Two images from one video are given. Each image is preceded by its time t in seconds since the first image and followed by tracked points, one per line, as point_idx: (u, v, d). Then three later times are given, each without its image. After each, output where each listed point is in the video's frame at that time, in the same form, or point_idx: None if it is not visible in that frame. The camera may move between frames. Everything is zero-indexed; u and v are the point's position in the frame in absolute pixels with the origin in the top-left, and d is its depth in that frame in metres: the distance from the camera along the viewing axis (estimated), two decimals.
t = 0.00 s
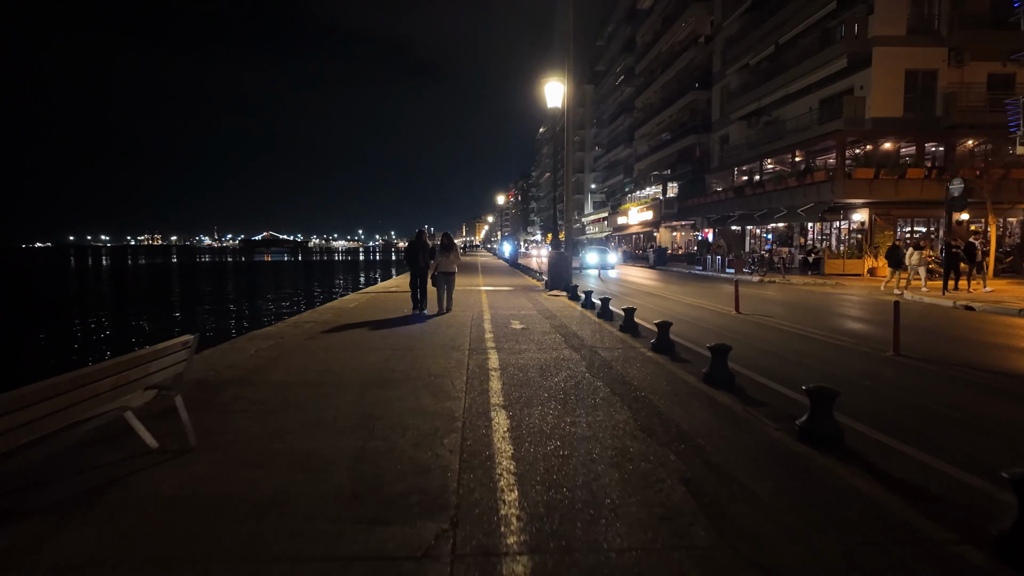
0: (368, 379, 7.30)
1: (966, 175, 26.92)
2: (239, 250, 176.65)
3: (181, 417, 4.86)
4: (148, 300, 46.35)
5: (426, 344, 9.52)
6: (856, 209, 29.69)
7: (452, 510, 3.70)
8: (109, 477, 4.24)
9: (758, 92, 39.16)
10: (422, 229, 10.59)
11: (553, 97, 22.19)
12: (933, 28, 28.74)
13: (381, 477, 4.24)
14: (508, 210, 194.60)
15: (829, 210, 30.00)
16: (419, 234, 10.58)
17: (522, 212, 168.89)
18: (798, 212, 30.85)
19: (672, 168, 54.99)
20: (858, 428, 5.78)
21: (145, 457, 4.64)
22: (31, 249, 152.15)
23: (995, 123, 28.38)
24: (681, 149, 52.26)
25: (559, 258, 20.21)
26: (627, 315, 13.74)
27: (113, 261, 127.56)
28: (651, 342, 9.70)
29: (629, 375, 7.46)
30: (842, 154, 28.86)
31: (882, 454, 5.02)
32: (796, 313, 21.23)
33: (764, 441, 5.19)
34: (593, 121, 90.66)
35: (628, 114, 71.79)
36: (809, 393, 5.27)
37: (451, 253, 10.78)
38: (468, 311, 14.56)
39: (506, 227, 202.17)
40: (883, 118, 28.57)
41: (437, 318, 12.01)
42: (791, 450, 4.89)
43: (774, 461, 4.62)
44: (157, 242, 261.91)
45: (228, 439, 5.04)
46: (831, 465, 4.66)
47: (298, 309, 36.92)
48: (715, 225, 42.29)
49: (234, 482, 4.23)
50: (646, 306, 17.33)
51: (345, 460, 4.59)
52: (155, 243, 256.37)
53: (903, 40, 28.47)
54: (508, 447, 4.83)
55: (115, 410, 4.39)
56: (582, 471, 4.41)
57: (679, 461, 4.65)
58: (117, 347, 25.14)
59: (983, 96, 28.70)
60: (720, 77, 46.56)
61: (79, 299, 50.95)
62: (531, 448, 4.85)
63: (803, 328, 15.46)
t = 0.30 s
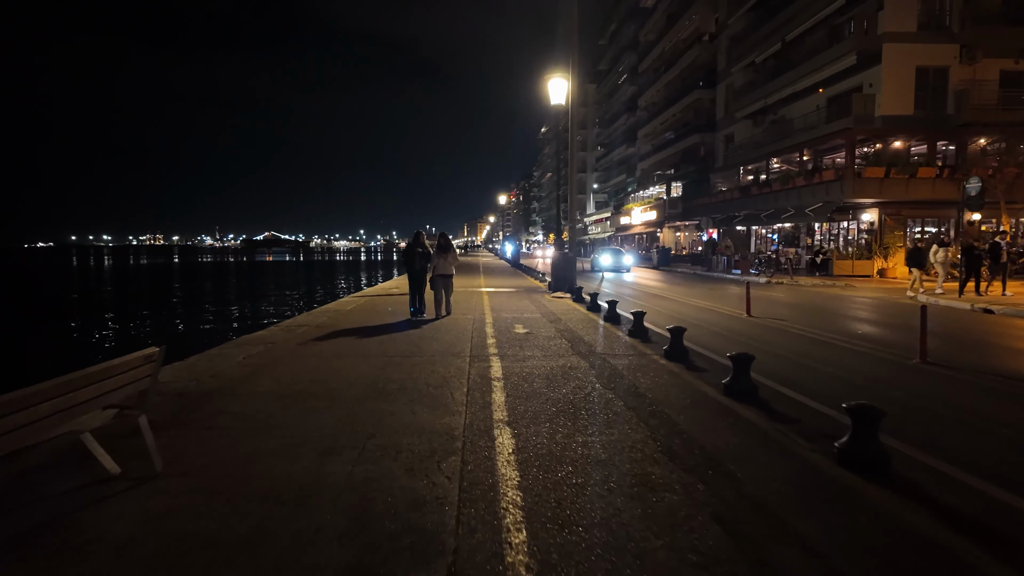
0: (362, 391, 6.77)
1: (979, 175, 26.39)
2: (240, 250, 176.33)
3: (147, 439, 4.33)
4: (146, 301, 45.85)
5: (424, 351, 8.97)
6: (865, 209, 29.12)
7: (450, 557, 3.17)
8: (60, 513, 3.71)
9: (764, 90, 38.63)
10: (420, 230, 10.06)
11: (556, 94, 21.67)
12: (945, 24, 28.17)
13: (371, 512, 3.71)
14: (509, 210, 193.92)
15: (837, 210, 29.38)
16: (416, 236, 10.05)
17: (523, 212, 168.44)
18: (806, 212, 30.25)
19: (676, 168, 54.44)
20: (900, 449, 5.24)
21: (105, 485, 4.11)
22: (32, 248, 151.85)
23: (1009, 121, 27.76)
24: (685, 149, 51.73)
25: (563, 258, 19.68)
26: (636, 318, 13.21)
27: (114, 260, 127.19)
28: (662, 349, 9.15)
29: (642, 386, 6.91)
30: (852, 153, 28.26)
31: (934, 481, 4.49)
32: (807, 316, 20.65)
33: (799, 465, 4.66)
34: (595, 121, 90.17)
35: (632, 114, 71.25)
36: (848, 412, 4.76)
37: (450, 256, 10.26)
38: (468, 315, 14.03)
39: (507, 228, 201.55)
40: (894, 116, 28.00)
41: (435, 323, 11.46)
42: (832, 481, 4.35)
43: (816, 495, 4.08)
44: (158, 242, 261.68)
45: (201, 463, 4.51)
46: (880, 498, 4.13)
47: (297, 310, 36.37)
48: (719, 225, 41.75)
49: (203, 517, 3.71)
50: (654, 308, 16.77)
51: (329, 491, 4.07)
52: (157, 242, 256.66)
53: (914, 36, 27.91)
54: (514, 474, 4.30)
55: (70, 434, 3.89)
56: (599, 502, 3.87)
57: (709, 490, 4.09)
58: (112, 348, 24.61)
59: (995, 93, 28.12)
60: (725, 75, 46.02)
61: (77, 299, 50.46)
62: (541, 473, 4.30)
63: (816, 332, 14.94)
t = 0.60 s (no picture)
0: (354, 407, 6.25)
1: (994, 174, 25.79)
2: (244, 250, 176.20)
3: (108, 470, 3.81)
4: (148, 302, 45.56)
5: (422, 360, 8.45)
6: (875, 209, 28.49)
7: None
8: None
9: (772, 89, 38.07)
10: (417, 231, 9.58)
11: (561, 91, 21.17)
12: (958, 20, 27.60)
13: (357, 561, 3.21)
14: (512, 211, 193.57)
15: (847, 210, 28.76)
16: (412, 236, 9.57)
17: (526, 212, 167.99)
18: (815, 212, 29.65)
19: (681, 168, 53.91)
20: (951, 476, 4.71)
21: (56, 524, 3.60)
22: (37, 248, 152.11)
23: None
24: (690, 148, 51.21)
25: (569, 260, 19.17)
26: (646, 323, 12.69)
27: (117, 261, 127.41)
28: (676, 359, 8.61)
29: (658, 403, 6.39)
30: (863, 152, 27.69)
31: (997, 516, 3.97)
32: (817, 318, 20.15)
33: (843, 498, 4.13)
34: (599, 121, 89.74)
35: (636, 113, 70.75)
36: (897, 438, 4.23)
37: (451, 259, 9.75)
38: (470, 319, 13.52)
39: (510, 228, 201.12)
40: (905, 114, 27.42)
41: (434, 330, 10.93)
42: (883, 519, 3.83)
43: (867, 537, 3.57)
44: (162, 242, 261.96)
45: (166, 497, 4.00)
46: (944, 542, 3.59)
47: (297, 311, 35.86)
48: (725, 226, 41.20)
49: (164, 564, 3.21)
50: (663, 312, 16.21)
51: (312, 531, 3.56)
52: (160, 243, 256.91)
53: (927, 32, 27.33)
54: (524, 511, 3.79)
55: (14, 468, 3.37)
56: (622, 547, 3.36)
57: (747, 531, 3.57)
58: (110, 350, 24.20)
59: (1010, 91, 27.50)
60: (731, 74, 45.49)
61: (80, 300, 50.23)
62: (553, 510, 3.79)
63: (830, 336, 14.39)
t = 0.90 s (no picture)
0: (340, 419, 5.72)
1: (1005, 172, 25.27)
2: (244, 250, 175.84)
3: (43, 500, 3.31)
4: (145, 302, 45.04)
5: (416, 367, 7.89)
6: (883, 208, 27.90)
7: None
8: None
9: (776, 87, 37.62)
10: (413, 229, 9.07)
11: (563, 87, 20.69)
12: (967, 16, 27.11)
13: None
14: (513, 212, 193.36)
15: (854, 209, 28.19)
16: (408, 235, 9.06)
17: (528, 213, 167.59)
18: (821, 212, 29.12)
19: (683, 167, 53.42)
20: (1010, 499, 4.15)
21: None
22: (37, 249, 151.88)
23: None
24: (693, 148, 50.71)
25: (571, 260, 18.65)
26: (652, 326, 12.14)
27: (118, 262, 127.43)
28: (689, 365, 8.07)
29: (673, 415, 5.86)
30: (872, 150, 27.14)
31: None
32: (822, 319, 19.65)
33: (892, 530, 3.59)
34: (600, 121, 89.35)
35: (637, 113, 70.26)
36: (955, 459, 3.64)
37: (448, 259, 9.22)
38: (470, 322, 13.00)
39: (511, 229, 200.82)
40: (913, 111, 26.92)
41: (430, 334, 10.39)
42: (942, 557, 3.30)
43: None
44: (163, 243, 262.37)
45: (110, 531, 3.47)
46: None
47: (296, 312, 35.37)
48: (728, 225, 40.75)
49: None
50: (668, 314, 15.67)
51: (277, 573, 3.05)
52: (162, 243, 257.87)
53: (935, 28, 26.85)
54: (525, 546, 3.29)
55: None
56: None
57: None
58: (102, 351, 23.66)
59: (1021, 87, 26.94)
60: (734, 72, 45.02)
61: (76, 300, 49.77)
62: (561, 547, 3.28)
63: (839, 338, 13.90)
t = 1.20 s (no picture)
0: (329, 442, 5.20)
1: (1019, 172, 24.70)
2: (246, 250, 175.62)
3: None
4: (145, 302, 44.62)
5: (414, 379, 7.36)
6: (894, 208, 27.34)
7: None
8: None
9: (783, 85, 37.03)
10: (411, 230, 8.54)
11: (567, 84, 20.13)
12: (979, 12, 26.53)
13: None
14: (515, 212, 192.81)
15: (864, 209, 27.62)
16: (405, 235, 8.53)
17: (530, 213, 166.94)
18: (829, 212, 28.55)
19: (687, 167, 52.86)
20: None
21: None
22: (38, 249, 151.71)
23: None
24: (697, 147, 50.12)
25: (576, 262, 18.10)
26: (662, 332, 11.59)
27: (118, 262, 126.86)
28: (705, 377, 7.53)
29: (694, 437, 5.33)
30: (882, 149, 26.59)
31: None
32: (833, 322, 19.10)
33: None
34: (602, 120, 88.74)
35: (640, 112, 69.70)
36: None
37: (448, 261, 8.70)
38: (471, 327, 12.46)
39: (512, 230, 200.28)
40: (924, 110, 26.34)
41: (429, 342, 9.85)
42: None
43: None
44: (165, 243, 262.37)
45: None
46: None
47: (294, 313, 34.83)
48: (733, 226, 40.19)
49: None
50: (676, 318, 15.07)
51: None
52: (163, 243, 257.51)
53: (947, 24, 26.27)
54: None
55: None
56: None
57: None
58: (96, 353, 23.17)
59: None
60: (740, 71, 44.45)
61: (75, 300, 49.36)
62: None
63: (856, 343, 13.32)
